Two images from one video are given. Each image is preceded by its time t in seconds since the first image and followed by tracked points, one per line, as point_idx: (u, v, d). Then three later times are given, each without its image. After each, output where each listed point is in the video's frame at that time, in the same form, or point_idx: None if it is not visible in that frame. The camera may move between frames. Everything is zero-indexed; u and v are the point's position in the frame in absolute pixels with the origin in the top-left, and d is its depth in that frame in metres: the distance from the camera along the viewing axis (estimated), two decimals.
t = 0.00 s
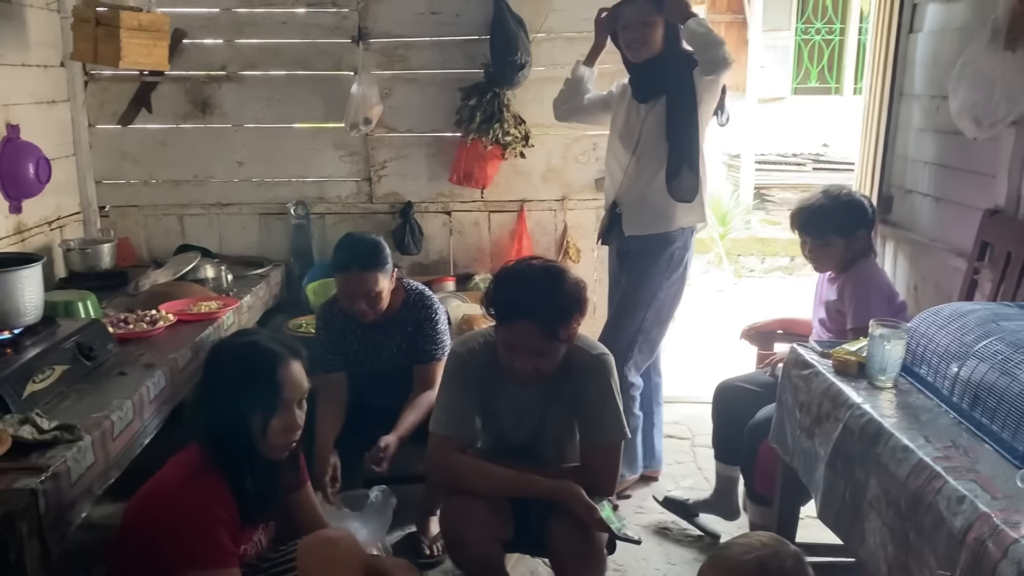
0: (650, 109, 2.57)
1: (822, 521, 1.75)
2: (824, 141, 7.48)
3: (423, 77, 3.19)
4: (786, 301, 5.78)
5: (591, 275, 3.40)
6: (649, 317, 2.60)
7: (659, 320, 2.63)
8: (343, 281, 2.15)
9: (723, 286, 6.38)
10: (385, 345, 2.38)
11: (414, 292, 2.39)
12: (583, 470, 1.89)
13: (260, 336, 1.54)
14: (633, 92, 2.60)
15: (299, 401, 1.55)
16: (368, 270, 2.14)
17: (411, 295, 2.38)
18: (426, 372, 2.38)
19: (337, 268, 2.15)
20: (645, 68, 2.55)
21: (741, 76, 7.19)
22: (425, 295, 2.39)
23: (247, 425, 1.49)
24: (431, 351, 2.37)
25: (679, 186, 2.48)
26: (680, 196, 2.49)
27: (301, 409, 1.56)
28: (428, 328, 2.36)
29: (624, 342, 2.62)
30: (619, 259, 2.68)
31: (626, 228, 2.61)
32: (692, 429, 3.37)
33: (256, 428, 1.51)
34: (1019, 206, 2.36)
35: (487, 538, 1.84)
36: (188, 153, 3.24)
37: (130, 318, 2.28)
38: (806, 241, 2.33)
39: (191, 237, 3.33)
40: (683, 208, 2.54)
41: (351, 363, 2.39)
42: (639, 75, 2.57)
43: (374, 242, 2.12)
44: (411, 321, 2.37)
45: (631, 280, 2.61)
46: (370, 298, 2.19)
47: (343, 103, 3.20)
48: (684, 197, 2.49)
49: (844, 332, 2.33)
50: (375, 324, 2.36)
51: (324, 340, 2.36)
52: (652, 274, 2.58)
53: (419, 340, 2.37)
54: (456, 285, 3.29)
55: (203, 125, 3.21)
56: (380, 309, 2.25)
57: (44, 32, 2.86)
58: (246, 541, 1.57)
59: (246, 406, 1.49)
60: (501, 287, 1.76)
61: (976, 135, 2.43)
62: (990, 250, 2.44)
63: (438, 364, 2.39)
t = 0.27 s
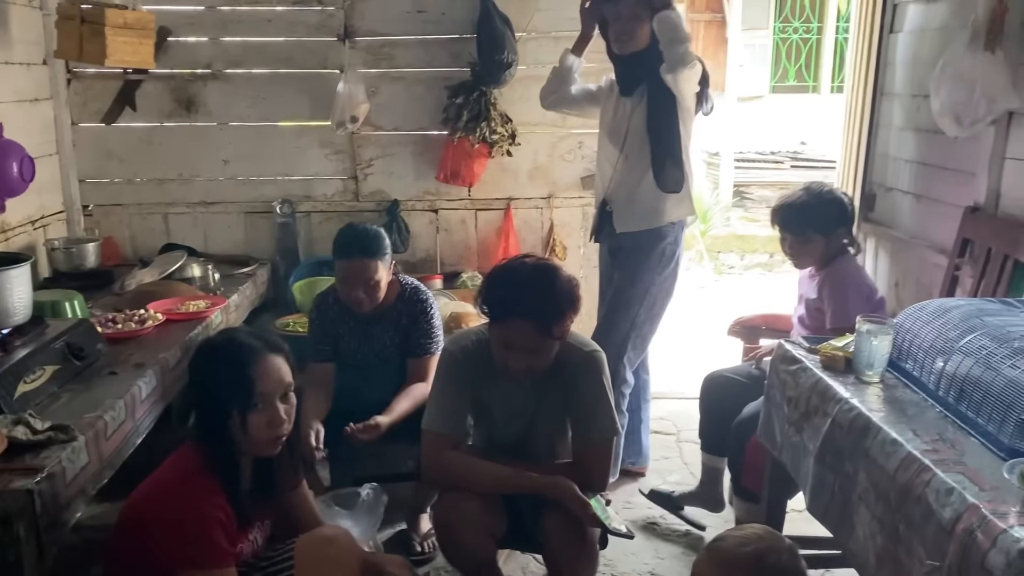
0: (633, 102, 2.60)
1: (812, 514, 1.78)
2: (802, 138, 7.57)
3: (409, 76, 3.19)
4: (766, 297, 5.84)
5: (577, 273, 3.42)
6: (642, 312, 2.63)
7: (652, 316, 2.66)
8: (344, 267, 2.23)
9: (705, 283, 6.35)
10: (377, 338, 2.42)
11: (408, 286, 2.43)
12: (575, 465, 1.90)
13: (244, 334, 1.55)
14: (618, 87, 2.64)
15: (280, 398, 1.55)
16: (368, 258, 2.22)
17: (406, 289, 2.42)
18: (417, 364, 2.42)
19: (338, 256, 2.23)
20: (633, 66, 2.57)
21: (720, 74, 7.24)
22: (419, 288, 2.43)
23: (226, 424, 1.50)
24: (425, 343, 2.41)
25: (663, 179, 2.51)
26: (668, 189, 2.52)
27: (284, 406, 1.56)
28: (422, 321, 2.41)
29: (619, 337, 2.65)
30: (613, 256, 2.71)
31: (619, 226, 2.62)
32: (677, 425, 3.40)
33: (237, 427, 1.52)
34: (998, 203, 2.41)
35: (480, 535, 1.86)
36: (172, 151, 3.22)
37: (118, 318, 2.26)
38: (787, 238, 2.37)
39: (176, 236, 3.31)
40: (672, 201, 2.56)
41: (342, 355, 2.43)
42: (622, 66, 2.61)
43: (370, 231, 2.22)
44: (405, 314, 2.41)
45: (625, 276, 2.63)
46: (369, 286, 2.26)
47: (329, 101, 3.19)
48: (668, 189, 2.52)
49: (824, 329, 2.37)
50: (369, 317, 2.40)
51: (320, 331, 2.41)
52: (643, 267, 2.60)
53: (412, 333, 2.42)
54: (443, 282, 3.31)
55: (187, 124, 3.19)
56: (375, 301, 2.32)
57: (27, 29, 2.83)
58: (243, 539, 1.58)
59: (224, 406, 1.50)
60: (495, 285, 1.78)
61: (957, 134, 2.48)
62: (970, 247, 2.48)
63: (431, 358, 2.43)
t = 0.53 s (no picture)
0: (616, 101, 2.63)
1: (796, 501, 1.81)
2: (781, 133, 7.56)
3: (393, 69, 3.19)
4: (746, 290, 5.89)
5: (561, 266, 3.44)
6: (624, 303, 2.64)
7: (635, 308, 2.66)
8: (344, 241, 2.27)
9: (685, 276, 6.37)
10: (371, 322, 2.44)
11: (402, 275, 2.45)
12: (562, 455, 1.92)
13: (235, 331, 1.53)
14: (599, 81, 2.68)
15: (262, 402, 1.52)
16: (369, 233, 2.27)
17: (400, 277, 2.44)
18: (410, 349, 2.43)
19: (340, 230, 2.28)
20: (620, 58, 2.61)
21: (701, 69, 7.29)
22: (414, 276, 2.45)
23: (203, 425, 1.48)
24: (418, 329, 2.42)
25: (642, 180, 2.55)
26: (649, 191, 2.55)
27: (266, 410, 1.54)
28: (416, 305, 2.42)
29: (602, 330, 2.66)
30: (594, 250, 2.72)
31: (598, 221, 2.65)
32: (660, 416, 3.43)
33: (216, 428, 1.50)
34: (976, 195, 2.46)
35: (469, 526, 1.87)
36: (154, 144, 3.20)
37: (103, 311, 2.25)
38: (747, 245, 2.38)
39: (158, 229, 3.28)
40: (654, 204, 2.59)
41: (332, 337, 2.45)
42: (609, 61, 2.64)
43: (371, 212, 2.28)
44: (399, 298, 2.43)
45: (607, 271, 2.65)
46: (367, 264, 2.29)
47: (313, 94, 3.18)
48: (649, 190, 2.55)
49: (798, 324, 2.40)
50: (363, 301, 2.42)
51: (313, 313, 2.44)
52: (626, 260, 2.62)
53: (407, 317, 2.44)
54: (428, 275, 3.31)
55: (170, 116, 3.17)
56: (374, 281, 2.35)
57: (6, 20, 2.80)
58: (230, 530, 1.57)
59: (204, 405, 1.48)
60: (483, 275, 1.79)
61: (935, 126, 2.50)
62: (948, 239, 2.53)
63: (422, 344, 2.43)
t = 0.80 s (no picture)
0: (598, 92, 2.64)
1: (776, 483, 1.84)
2: (763, 125, 7.64)
3: (377, 57, 3.18)
4: (729, 281, 5.93)
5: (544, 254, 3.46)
6: (624, 298, 2.65)
7: (632, 298, 2.69)
8: (345, 217, 2.28)
9: (668, 267, 6.40)
10: (361, 307, 2.44)
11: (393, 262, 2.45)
12: (546, 439, 1.94)
13: (221, 329, 1.41)
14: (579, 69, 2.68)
15: (240, 409, 1.42)
16: (367, 212, 2.28)
17: (393, 264, 2.45)
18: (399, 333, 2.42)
19: (342, 207, 2.29)
20: (606, 46, 2.60)
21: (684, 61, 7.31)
22: (406, 263, 2.47)
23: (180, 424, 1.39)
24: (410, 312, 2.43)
25: (622, 178, 2.54)
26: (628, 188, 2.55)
27: (244, 415, 1.44)
28: (411, 290, 2.43)
29: (605, 341, 2.65)
30: (575, 242, 2.71)
31: (575, 213, 2.64)
32: (643, 403, 3.46)
33: (191, 428, 1.41)
34: (953, 183, 2.50)
35: (453, 509, 1.89)
36: (136, 131, 3.17)
37: (85, 298, 2.24)
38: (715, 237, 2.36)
39: (140, 217, 3.26)
40: (634, 199, 2.60)
41: (320, 319, 2.46)
42: (594, 53, 2.64)
43: (372, 195, 2.31)
44: (391, 286, 2.43)
45: (591, 265, 2.65)
46: (364, 243, 2.30)
47: (296, 82, 3.17)
48: (629, 188, 2.55)
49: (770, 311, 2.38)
50: (355, 284, 2.42)
51: (304, 294, 2.44)
52: (617, 259, 2.62)
53: (402, 301, 2.44)
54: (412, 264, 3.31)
55: (151, 104, 3.15)
56: (368, 262, 2.36)
57: None
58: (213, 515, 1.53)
59: (180, 405, 1.39)
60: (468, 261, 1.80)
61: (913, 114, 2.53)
62: (927, 226, 2.57)
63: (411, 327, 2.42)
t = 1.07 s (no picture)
0: (585, 75, 2.63)
1: (757, 463, 1.86)
2: (748, 115, 7.73)
3: (362, 41, 3.16)
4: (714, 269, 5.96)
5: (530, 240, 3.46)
6: (614, 282, 2.68)
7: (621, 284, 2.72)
8: (338, 196, 2.29)
9: (654, 255, 6.42)
10: (349, 292, 2.44)
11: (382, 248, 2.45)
12: (529, 421, 1.95)
13: (199, 326, 1.36)
14: (562, 53, 2.68)
15: (215, 407, 1.41)
16: (363, 190, 2.30)
17: (382, 249, 2.45)
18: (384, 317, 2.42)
19: (334, 186, 2.30)
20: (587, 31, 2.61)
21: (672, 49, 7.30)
22: (395, 248, 2.46)
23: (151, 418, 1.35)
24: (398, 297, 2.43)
25: (611, 164, 2.54)
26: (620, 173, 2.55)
27: (214, 413, 1.42)
28: (400, 276, 2.43)
29: (597, 329, 2.67)
30: (561, 229, 2.72)
31: (563, 200, 2.63)
32: (628, 389, 3.48)
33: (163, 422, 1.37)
34: (935, 168, 2.51)
35: (437, 490, 1.90)
36: (119, 115, 3.15)
37: (67, 281, 2.23)
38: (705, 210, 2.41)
39: (123, 202, 3.24)
40: (622, 184, 2.60)
41: (307, 304, 2.45)
42: (578, 38, 2.64)
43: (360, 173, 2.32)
44: (381, 270, 2.44)
45: (578, 252, 2.65)
46: (356, 223, 2.32)
47: (281, 66, 3.15)
48: (618, 173, 2.55)
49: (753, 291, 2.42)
50: (344, 267, 2.42)
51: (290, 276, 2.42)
52: (604, 245, 2.62)
53: (390, 287, 2.44)
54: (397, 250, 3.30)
55: (134, 88, 3.12)
56: (361, 243, 2.36)
57: None
58: (195, 497, 1.47)
59: (153, 400, 1.34)
60: (451, 243, 1.79)
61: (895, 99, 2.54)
62: (909, 212, 2.59)
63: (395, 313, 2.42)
